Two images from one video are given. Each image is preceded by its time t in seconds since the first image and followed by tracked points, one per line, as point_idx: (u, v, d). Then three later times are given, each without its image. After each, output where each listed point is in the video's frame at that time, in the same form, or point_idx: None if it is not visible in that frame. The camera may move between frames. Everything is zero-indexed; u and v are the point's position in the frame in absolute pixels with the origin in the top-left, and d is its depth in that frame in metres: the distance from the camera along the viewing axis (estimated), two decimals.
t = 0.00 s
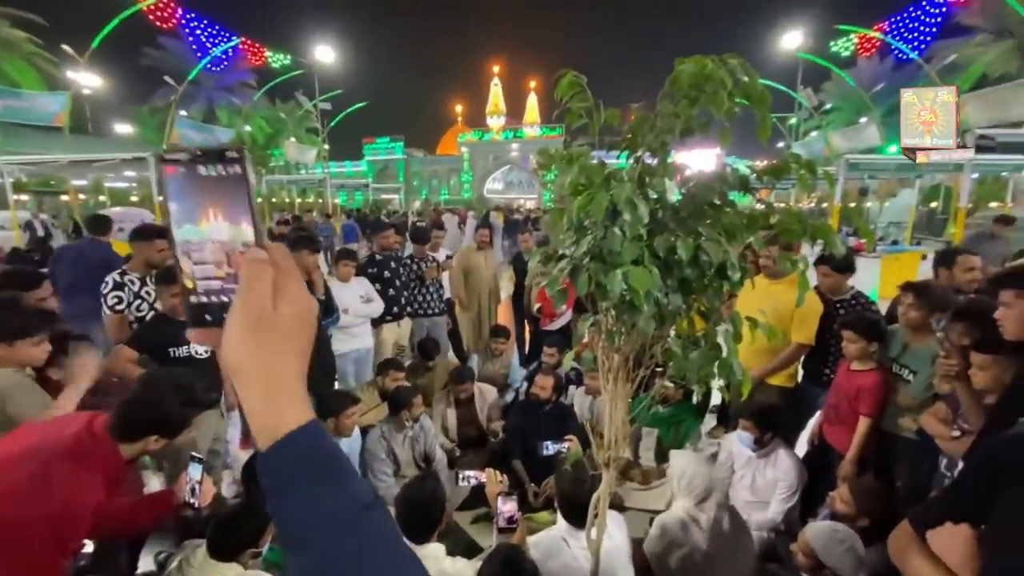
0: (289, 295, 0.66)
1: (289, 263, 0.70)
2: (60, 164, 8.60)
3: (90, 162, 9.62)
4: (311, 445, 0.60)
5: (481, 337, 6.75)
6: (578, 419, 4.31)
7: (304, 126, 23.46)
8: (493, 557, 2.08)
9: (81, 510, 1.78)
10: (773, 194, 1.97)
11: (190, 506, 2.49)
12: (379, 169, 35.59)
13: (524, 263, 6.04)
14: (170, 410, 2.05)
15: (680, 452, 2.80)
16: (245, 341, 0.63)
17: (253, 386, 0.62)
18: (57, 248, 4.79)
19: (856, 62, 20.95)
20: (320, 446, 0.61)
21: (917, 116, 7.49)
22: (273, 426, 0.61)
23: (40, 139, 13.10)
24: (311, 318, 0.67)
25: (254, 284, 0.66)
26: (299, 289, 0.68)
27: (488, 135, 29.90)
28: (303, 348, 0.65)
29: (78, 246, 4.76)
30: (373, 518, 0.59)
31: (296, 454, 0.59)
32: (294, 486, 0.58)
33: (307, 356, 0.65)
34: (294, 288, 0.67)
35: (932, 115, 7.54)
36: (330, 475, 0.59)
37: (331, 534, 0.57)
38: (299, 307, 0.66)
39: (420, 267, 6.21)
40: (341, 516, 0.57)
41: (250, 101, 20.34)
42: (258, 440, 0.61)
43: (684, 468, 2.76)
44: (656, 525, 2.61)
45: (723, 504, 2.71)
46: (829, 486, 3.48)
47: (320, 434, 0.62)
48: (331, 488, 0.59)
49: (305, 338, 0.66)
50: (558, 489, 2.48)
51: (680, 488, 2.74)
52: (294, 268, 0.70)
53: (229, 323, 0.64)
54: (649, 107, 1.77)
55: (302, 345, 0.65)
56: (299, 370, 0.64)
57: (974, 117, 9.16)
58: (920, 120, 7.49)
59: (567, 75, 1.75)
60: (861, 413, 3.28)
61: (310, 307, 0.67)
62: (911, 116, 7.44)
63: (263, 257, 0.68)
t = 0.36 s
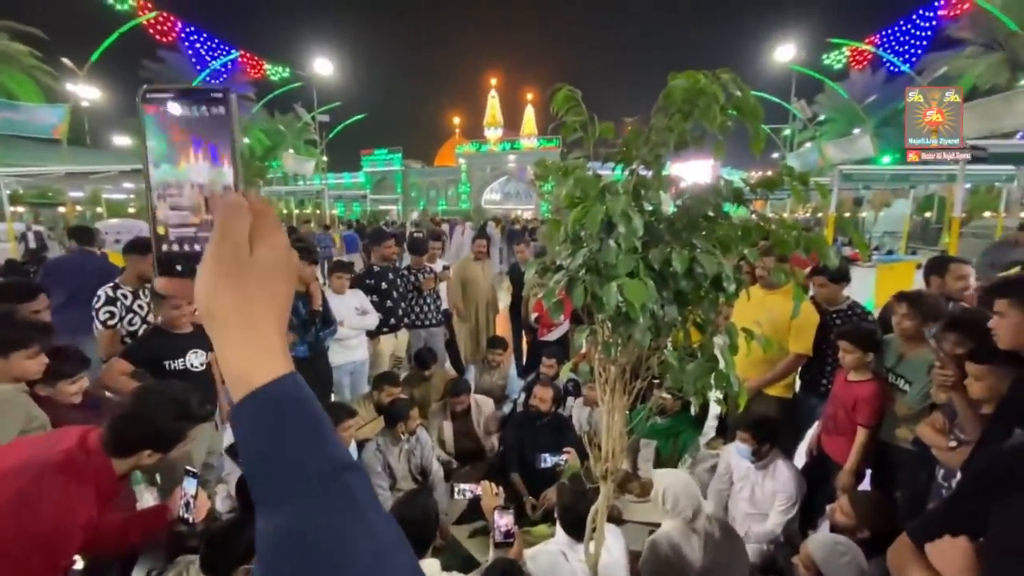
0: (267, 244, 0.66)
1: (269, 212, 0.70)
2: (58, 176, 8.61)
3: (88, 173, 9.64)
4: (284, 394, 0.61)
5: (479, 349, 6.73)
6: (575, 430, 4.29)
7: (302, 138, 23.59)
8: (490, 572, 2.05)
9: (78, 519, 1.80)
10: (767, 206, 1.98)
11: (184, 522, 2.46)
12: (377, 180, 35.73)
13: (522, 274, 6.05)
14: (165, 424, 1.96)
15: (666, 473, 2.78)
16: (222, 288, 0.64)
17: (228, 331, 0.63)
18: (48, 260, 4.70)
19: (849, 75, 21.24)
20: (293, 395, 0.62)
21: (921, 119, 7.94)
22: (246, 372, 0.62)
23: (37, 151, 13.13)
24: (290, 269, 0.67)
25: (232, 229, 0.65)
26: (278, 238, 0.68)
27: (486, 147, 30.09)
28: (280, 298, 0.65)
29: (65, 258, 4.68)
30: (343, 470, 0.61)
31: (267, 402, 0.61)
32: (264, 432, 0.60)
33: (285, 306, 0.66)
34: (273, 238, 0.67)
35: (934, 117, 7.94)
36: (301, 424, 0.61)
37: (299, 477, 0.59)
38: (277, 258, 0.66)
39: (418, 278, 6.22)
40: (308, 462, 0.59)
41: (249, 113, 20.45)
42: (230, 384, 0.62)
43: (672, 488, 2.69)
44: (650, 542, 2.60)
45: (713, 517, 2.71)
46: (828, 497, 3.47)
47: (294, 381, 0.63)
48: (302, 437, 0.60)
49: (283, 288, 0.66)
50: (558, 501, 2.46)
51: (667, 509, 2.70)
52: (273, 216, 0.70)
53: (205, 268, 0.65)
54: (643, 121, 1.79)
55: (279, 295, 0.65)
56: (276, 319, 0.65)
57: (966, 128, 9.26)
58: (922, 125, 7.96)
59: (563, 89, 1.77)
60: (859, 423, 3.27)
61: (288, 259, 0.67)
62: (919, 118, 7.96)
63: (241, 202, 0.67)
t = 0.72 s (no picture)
0: (264, 233, 0.64)
1: (266, 200, 0.68)
2: (61, 187, 8.67)
3: (91, 186, 9.73)
4: (279, 387, 0.59)
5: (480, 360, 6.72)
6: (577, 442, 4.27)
7: (304, 150, 23.75)
8: None
9: (79, 535, 1.80)
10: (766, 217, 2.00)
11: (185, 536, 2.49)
12: (378, 192, 35.93)
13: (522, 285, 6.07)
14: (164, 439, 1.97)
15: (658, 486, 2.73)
16: (216, 277, 0.62)
17: (222, 322, 0.61)
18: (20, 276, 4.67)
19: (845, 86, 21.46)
20: (289, 388, 0.60)
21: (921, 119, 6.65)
22: (242, 364, 0.61)
23: (41, 163, 13.22)
24: (288, 259, 0.65)
25: (228, 217, 0.64)
26: (276, 226, 0.66)
27: (486, 158, 30.33)
28: (276, 287, 0.63)
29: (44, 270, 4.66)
30: (340, 469, 0.59)
31: (262, 397, 0.59)
32: (258, 428, 0.58)
33: (283, 297, 0.64)
34: (269, 225, 0.65)
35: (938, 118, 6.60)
36: (297, 420, 0.58)
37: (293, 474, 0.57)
38: (273, 247, 0.64)
39: (418, 289, 6.23)
40: (303, 460, 0.57)
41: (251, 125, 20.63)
42: (224, 376, 0.61)
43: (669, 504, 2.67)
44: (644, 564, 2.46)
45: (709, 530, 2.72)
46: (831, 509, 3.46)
47: (291, 374, 0.61)
48: (297, 434, 0.58)
49: (280, 277, 0.64)
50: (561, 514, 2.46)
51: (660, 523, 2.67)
52: (271, 204, 0.68)
53: (200, 256, 0.63)
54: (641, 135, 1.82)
55: (277, 286, 0.63)
56: (272, 308, 0.63)
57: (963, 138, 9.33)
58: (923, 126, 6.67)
59: (562, 104, 1.80)
60: (860, 434, 3.26)
61: (286, 248, 0.65)
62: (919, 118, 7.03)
63: (238, 191, 0.66)
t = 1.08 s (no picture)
0: (205, 236, 0.64)
1: (208, 204, 0.68)
2: (30, 184, 8.43)
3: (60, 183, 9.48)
4: (221, 395, 0.59)
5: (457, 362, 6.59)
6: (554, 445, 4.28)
7: (285, 149, 23.46)
8: None
9: (35, 543, 1.73)
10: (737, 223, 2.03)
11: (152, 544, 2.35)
12: (360, 193, 35.68)
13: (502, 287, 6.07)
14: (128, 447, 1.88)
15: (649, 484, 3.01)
16: (150, 279, 0.61)
17: (158, 326, 0.61)
18: None
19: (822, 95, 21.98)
20: (231, 395, 0.60)
21: (930, 113, 5.19)
22: (177, 371, 0.60)
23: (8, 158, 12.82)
24: (231, 263, 0.65)
25: (167, 220, 0.64)
26: (219, 230, 0.66)
27: (470, 160, 30.34)
28: (218, 291, 0.63)
29: None
30: (282, 478, 0.58)
31: (199, 404, 0.58)
32: (195, 435, 0.57)
33: (224, 302, 0.64)
34: (211, 229, 0.65)
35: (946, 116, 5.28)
36: (239, 429, 0.58)
37: (232, 483, 0.57)
38: (214, 251, 0.64)
39: (398, 291, 6.20)
40: (244, 469, 0.57)
41: (231, 123, 20.29)
42: (159, 381, 0.60)
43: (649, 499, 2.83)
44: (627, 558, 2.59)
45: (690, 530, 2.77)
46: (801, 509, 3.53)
47: (230, 381, 0.61)
48: (236, 443, 0.58)
49: (222, 280, 0.64)
50: (533, 515, 2.46)
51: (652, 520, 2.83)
52: (213, 207, 0.68)
53: (134, 257, 0.62)
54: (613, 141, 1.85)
55: (218, 289, 0.63)
56: (212, 312, 0.62)
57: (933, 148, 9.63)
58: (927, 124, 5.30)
59: (537, 109, 1.82)
60: (828, 436, 3.34)
61: (229, 253, 0.65)
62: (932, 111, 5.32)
63: (179, 194, 0.66)
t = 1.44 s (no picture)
0: (147, 238, 0.63)
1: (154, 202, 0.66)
2: None
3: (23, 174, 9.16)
4: (160, 399, 0.59)
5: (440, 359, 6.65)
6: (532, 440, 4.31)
7: (262, 142, 22.98)
8: None
9: None
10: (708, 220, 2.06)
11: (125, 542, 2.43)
12: (340, 187, 35.16)
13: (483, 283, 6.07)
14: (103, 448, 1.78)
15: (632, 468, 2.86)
16: (90, 284, 0.61)
17: (98, 330, 0.61)
18: None
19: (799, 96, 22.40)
20: (169, 399, 0.59)
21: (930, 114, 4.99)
22: (119, 376, 0.60)
23: None
24: (175, 265, 0.65)
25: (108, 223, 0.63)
26: (163, 231, 0.65)
27: (452, 156, 30.15)
28: (158, 294, 0.63)
29: None
30: (224, 482, 0.57)
31: (141, 408, 0.58)
32: (135, 438, 0.57)
33: (168, 305, 0.64)
34: (154, 231, 0.64)
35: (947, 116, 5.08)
36: (179, 435, 0.58)
37: (170, 489, 0.56)
38: (156, 253, 0.63)
39: (377, 287, 6.15)
40: (183, 475, 0.57)
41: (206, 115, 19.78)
42: (101, 386, 0.60)
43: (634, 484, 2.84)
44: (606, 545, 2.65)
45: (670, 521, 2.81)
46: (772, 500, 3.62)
47: (172, 385, 0.60)
48: (176, 445, 0.57)
49: (164, 282, 0.63)
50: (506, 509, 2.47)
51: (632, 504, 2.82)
52: (160, 207, 0.67)
53: (74, 262, 0.62)
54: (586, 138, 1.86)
55: (161, 293, 0.63)
56: (152, 316, 0.62)
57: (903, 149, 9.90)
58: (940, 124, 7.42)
59: (511, 104, 1.82)
60: (799, 428, 3.42)
61: (173, 256, 0.65)
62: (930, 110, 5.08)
63: (122, 195, 0.65)
